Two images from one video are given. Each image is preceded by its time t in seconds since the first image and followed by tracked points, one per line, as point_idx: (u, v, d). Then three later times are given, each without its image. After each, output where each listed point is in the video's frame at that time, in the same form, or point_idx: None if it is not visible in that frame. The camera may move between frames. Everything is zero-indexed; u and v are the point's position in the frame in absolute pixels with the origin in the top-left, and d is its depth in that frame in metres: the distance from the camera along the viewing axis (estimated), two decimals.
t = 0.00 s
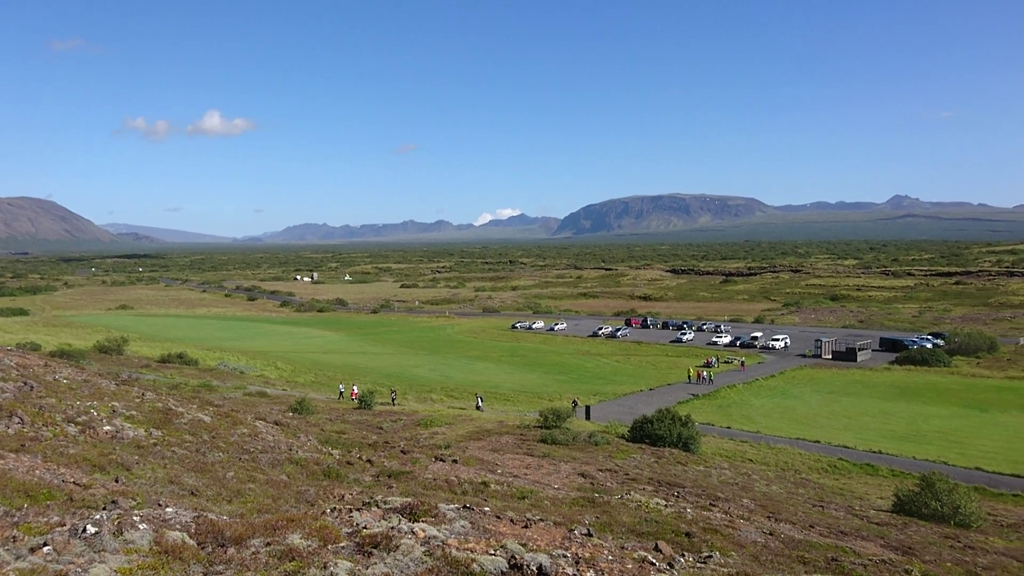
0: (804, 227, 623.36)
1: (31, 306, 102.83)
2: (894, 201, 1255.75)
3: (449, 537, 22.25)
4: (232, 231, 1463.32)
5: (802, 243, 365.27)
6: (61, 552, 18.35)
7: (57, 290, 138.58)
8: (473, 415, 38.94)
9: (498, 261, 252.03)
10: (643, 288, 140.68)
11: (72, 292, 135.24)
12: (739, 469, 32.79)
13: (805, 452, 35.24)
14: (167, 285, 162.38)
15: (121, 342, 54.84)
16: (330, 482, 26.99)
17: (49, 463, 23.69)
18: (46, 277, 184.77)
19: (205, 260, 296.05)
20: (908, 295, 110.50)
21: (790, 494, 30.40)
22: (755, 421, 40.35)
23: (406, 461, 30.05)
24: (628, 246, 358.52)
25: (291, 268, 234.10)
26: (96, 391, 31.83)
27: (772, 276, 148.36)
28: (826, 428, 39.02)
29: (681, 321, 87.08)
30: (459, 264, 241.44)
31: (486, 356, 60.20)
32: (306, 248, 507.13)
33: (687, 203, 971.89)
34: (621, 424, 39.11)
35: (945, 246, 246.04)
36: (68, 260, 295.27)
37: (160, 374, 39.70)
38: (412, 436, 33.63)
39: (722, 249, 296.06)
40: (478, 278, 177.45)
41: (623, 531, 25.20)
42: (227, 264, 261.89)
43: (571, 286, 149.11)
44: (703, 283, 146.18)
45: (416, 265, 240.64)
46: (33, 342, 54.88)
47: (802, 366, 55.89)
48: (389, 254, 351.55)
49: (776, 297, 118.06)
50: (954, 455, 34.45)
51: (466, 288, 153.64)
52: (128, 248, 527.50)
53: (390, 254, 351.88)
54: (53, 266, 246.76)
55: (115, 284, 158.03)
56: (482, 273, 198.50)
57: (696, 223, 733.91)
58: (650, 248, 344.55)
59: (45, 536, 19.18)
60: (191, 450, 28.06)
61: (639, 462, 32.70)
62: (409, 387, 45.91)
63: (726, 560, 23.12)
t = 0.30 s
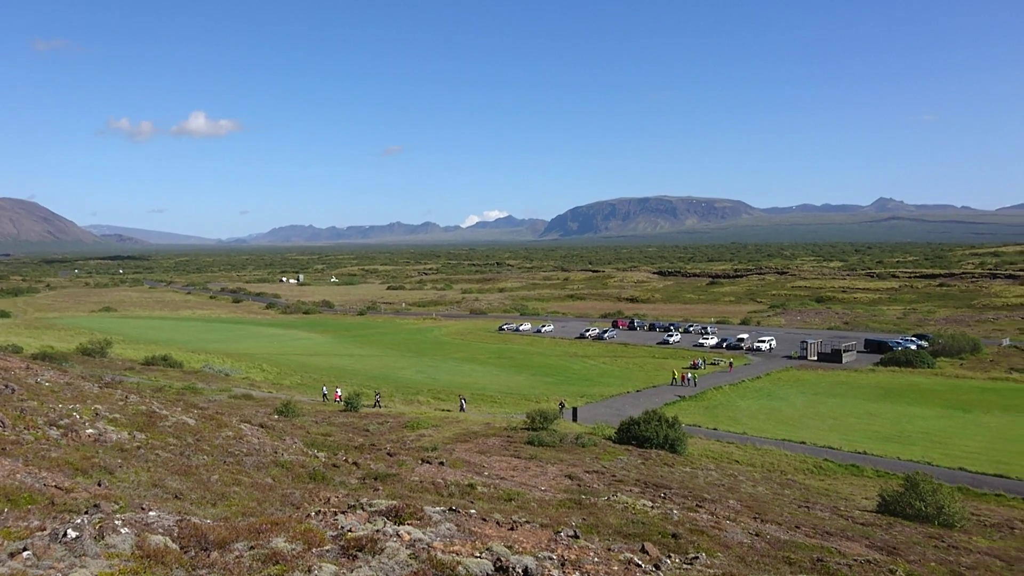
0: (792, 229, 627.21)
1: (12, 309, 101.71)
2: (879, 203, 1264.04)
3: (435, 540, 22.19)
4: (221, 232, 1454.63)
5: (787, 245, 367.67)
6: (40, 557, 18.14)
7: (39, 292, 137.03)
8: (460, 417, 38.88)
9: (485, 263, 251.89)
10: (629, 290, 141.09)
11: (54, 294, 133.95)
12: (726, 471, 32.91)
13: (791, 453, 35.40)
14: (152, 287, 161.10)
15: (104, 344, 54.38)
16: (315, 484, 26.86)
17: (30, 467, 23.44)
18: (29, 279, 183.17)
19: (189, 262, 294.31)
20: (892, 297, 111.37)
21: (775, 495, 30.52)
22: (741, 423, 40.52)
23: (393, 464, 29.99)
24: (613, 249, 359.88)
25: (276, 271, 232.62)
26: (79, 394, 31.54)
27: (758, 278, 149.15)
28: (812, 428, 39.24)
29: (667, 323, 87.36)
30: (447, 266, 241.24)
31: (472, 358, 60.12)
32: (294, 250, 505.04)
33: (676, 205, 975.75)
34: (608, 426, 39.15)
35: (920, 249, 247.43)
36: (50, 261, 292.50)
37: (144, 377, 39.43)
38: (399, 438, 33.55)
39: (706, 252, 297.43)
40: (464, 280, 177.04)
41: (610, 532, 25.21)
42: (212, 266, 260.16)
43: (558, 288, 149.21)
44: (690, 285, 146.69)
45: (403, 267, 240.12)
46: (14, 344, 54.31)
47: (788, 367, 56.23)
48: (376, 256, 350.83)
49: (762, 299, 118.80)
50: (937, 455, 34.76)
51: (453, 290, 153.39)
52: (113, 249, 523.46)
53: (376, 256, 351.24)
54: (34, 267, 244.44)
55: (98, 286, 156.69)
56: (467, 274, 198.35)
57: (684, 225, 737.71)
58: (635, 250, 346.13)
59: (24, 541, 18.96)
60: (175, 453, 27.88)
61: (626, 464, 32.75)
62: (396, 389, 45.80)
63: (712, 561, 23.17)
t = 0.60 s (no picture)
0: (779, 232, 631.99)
1: None
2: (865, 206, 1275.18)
3: (419, 543, 22.15)
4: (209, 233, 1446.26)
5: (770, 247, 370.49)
6: (19, 564, 17.92)
7: (18, 294, 135.72)
8: (444, 420, 38.86)
9: (470, 265, 252.37)
10: (613, 292, 141.67)
11: (34, 297, 132.54)
12: (709, 473, 33.08)
13: (775, 455, 35.61)
14: (134, 289, 159.95)
15: (85, 347, 53.97)
16: (299, 488, 26.76)
17: (10, 471, 23.19)
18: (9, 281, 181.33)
19: (172, 264, 292.59)
20: (873, 299, 112.53)
21: (758, 496, 30.72)
22: (724, 425, 40.77)
23: (377, 467, 29.95)
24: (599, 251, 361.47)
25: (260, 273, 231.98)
26: (59, 397, 31.29)
27: (741, 280, 150.20)
28: (795, 430, 39.53)
29: (652, 326, 87.74)
30: (432, 268, 241.30)
31: (457, 361, 60.09)
32: (281, 251, 502.62)
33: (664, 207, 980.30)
34: (593, 429, 39.27)
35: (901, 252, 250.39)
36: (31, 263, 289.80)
37: (126, 380, 39.17)
38: (383, 442, 33.51)
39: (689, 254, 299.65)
40: (449, 283, 176.86)
41: (594, 535, 25.26)
42: (196, 268, 258.67)
43: (542, 290, 149.51)
44: (674, 287, 147.43)
45: (388, 270, 239.85)
46: None
47: (772, 369, 56.63)
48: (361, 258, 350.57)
49: (745, 301, 119.70)
50: (918, 456, 35.11)
51: (437, 293, 153.25)
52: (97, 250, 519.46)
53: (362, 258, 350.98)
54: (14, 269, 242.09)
55: (80, 288, 155.24)
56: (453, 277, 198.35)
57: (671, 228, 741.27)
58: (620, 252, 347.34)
59: (2, 547, 18.72)
60: (157, 457, 27.71)
61: (610, 466, 32.86)
62: (380, 392, 45.74)
63: (695, 562, 23.27)
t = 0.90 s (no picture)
0: (765, 236, 636.55)
1: None
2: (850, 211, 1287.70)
3: (403, 547, 22.01)
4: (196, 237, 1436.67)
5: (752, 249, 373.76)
6: None
7: None
8: (428, 422, 38.78)
9: (454, 267, 252.51)
10: (597, 294, 142.13)
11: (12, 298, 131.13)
12: (692, 474, 33.19)
13: (757, 456, 35.80)
14: (114, 291, 158.62)
15: (64, 348, 53.39)
16: (282, 491, 26.59)
17: None
18: None
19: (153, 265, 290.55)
20: (854, 301, 113.73)
21: (742, 498, 30.84)
22: (708, 426, 40.95)
23: (360, 469, 29.86)
24: (582, 253, 363.09)
25: (243, 275, 230.30)
26: (38, 400, 30.93)
27: (724, 282, 151.29)
28: (777, 431, 39.77)
29: (635, 327, 88.02)
30: (416, 270, 241.15)
31: (442, 362, 59.96)
32: (266, 254, 499.54)
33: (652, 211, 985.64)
34: (577, 430, 39.32)
35: (880, 254, 253.32)
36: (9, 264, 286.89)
37: (106, 382, 38.78)
38: (367, 444, 33.38)
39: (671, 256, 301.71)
40: (433, 285, 176.55)
41: (578, 536, 25.22)
42: (177, 269, 256.64)
43: (526, 292, 149.73)
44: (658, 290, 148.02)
45: (372, 272, 239.41)
46: None
47: (755, 371, 56.98)
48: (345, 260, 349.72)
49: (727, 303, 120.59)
50: (900, 457, 35.39)
51: (421, 295, 152.87)
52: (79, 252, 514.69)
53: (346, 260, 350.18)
54: None
55: (58, 290, 153.43)
56: (437, 279, 198.10)
57: (658, 232, 745.12)
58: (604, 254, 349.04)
59: None
60: (138, 460, 27.45)
61: (594, 468, 32.89)
62: (363, 393, 45.57)
63: (680, 564, 23.26)
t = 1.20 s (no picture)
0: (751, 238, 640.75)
1: None
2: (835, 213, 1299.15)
3: (387, 549, 21.85)
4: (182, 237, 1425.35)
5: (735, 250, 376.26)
6: None
7: None
8: (412, 423, 38.67)
9: (438, 268, 252.59)
10: (581, 295, 142.61)
11: None
12: (676, 474, 33.30)
13: (740, 457, 35.98)
14: (93, 291, 157.25)
15: (42, 350, 52.78)
16: (264, 493, 26.38)
17: None
18: None
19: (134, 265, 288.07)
20: (835, 302, 114.85)
21: (725, 498, 30.97)
22: (691, 426, 41.13)
23: (343, 471, 29.70)
24: (566, 254, 364.33)
25: (225, 275, 228.60)
26: (16, 402, 30.52)
27: (708, 283, 152.20)
28: (760, 432, 39.99)
29: (619, 328, 88.30)
30: (399, 270, 240.67)
31: (425, 363, 59.83)
32: (249, 253, 496.53)
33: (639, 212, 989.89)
34: (561, 431, 39.35)
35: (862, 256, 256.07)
36: None
37: (85, 384, 38.37)
38: (351, 445, 33.24)
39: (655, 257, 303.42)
40: (416, 285, 176.24)
41: (563, 537, 25.19)
42: (158, 269, 254.36)
43: (510, 293, 149.87)
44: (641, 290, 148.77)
45: (355, 272, 238.83)
46: None
47: (738, 371, 57.33)
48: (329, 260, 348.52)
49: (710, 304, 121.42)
50: (881, 457, 35.70)
51: (404, 295, 152.63)
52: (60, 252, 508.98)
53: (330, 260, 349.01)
54: None
55: (36, 290, 151.66)
56: (422, 279, 197.90)
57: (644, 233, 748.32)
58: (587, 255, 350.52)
59: None
60: (118, 463, 27.13)
61: (578, 468, 32.92)
62: (346, 395, 45.39)
63: (664, 564, 23.28)
